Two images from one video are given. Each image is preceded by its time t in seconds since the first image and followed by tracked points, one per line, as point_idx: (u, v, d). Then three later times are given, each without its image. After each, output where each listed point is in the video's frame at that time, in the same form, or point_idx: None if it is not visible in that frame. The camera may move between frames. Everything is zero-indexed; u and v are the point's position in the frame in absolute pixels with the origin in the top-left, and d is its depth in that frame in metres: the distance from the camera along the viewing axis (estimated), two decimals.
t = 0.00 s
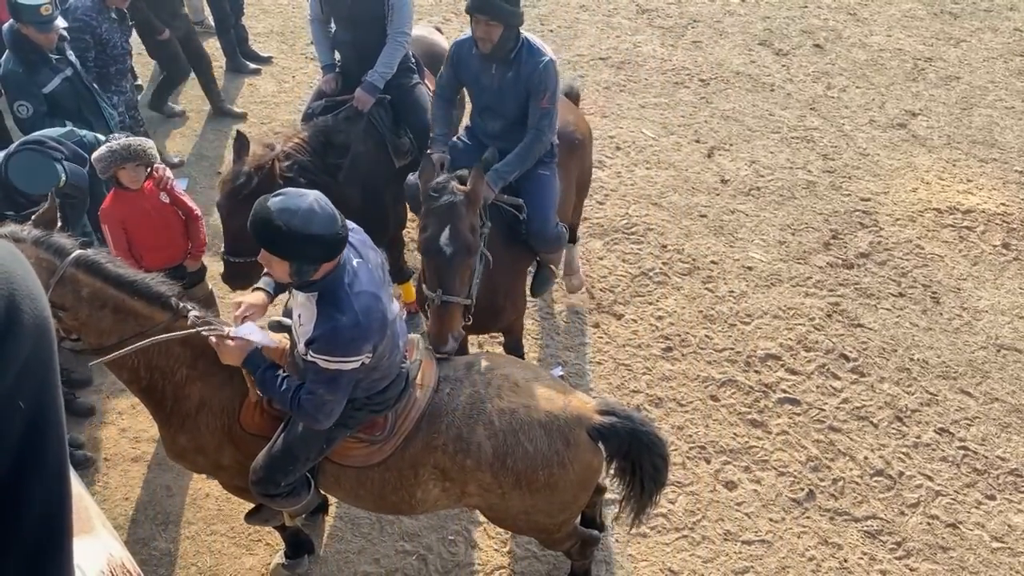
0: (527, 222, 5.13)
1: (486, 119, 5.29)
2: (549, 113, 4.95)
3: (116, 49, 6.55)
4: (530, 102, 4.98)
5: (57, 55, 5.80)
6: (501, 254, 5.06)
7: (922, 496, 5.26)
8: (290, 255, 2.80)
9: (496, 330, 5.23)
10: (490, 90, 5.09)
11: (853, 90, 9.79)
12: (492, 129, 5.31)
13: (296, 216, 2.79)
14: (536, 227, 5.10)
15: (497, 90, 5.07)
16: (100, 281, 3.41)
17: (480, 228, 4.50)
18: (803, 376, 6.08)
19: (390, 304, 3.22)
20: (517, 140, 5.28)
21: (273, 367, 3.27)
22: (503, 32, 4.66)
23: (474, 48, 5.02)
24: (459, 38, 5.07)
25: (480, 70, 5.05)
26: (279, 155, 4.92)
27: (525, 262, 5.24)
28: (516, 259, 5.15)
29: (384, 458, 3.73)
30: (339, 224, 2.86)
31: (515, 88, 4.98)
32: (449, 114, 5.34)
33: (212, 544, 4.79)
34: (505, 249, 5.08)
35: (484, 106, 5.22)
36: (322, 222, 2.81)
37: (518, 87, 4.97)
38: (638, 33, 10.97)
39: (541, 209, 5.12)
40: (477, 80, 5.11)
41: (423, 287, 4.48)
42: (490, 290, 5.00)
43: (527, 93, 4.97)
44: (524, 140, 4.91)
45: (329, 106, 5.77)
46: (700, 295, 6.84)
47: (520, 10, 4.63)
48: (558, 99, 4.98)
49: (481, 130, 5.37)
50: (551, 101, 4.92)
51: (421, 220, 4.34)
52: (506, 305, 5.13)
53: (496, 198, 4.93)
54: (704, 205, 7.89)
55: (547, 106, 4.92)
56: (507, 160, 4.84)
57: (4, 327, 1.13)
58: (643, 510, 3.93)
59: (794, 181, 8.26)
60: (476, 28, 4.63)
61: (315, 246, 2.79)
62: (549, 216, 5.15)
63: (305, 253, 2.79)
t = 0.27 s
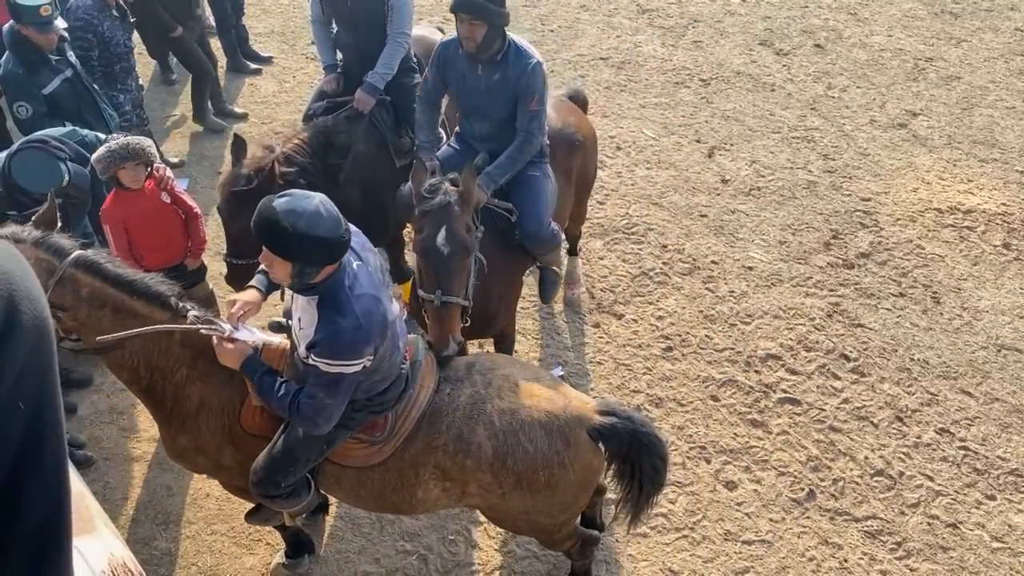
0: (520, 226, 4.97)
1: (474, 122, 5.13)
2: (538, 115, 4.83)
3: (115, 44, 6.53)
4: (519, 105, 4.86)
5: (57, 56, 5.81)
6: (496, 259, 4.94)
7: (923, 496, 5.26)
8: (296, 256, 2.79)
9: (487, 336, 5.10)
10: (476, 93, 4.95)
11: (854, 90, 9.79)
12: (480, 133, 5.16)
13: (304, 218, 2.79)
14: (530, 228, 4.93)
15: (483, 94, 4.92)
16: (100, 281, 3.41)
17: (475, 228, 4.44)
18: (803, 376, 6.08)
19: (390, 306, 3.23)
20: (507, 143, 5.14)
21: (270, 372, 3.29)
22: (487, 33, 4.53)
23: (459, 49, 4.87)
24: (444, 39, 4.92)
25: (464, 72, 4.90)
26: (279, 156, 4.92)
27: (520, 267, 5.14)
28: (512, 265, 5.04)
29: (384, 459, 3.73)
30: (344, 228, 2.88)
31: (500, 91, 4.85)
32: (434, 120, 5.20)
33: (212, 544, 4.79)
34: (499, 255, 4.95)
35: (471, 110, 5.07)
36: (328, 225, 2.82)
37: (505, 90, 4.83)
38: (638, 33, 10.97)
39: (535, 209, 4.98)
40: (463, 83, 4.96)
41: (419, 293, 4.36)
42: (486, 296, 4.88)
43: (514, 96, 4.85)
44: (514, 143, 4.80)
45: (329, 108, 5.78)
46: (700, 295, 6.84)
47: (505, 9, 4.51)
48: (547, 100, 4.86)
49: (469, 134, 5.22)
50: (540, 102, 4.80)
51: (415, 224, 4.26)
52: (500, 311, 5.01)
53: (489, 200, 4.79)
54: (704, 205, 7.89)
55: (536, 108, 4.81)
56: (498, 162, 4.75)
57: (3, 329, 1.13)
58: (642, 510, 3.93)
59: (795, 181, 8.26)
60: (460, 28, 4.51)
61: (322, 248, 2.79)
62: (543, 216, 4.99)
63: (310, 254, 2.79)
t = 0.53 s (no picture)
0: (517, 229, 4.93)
1: (468, 127, 5.08)
2: (530, 119, 4.78)
3: (115, 44, 6.53)
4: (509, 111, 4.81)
5: (56, 56, 5.82)
6: (494, 264, 4.88)
7: (923, 496, 5.26)
8: (295, 258, 2.78)
9: (485, 345, 5.01)
10: (465, 98, 4.90)
11: (854, 90, 9.79)
12: (473, 139, 5.12)
13: (303, 219, 2.79)
14: (526, 230, 4.87)
15: (472, 99, 4.87)
16: (100, 281, 3.41)
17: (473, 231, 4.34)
18: (803, 376, 6.08)
19: (389, 308, 3.23)
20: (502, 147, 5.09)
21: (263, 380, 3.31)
22: (468, 38, 4.43)
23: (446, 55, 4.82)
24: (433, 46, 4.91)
25: (453, 77, 4.86)
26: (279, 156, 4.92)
27: (518, 271, 5.10)
28: (509, 269, 5.00)
29: (383, 460, 3.73)
30: (344, 230, 2.88)
31: (489, 96, 4.79)
32: (429, 127, 5.20)
33: (212, 543, 4.80)
34: (496, 259, 4.91)
35: (463, 117, 5.03)
36: (327, 227, 2.81)
37: (494, 96, 4.78)
38: (639, 33, 10.97)
39: (531, 212, 4.90)
40: (454, 89, 4.93)
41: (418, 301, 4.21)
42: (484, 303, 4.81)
43: (504, 100, 4.79)
44: (506, 150, 4.76)
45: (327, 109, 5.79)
46: (700, 295, 6.84)
47: (485, 13, 4.41)
48: (537, 104, 4.80)
49: (463, 140, 5.19)
50: (529, 107, 4.74)
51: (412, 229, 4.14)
52: (500, 317, 4.95)
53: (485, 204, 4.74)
54: (704, 205, 7.89)
55: (527, 112, 4.75)
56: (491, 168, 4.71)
57: None
58: (641, 512, 3.93)
59: (795, 181, 8.26)
60: (442, 34, 4.42)
61: (321, 250, 2.79)
62: (540, 217, 4.92)
63: (309, 256, 2.78)
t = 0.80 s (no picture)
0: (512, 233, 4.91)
1: (463, 131, 5.06)
2: (523, 121, 4.76)
3: (116, 44, 6.53)
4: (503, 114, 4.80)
5: (56, 56, 5.83)
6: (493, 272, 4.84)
7: (923, 496, 5.26)
8: (297, 259, 2.78)
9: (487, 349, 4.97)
10: (459, 101, 4.90)
11: (855, 91, 9.78)
12: (467, 142, 5.10)
13: (303, 221, 2.79)
14: (521, 234, 4.87)
15: (465, 101, 4.87)
16: (99, 280, 3.41)
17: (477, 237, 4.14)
18: (804, 377, 6.08)
19: (390, 310, 3.23)
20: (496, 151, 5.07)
21: (264, 377, 3.31)
22: (459, 43, 4.44)
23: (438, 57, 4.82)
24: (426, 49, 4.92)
25: (447, 80, 4.86)
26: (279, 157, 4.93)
27: (518, 277, 5.07)
28: (509, 277, 4.95)
29: (381, 460, 3.73)
30: (345, 232, 2.88)
31: (482, 98, 4.79)
32: (424, 131, 5.19)
33: (212, 544, 4.80)
34: (495, 267, 4.86)
35: (456, 120, 5.03)
36: (328, 228, 2.81)
37: (487, 99, 4.78)
38: (639, 34, 10.97)
39: (526, 216, 4.89)
40: (446, 92, 4.93)
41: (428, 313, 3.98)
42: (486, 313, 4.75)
43: (497, 103, 4.78)
44: (500, 153, 4.76)
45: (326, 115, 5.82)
46: (701, 295, 6.84)
47: (476, 20, 4.42)
48: (531, 106, 4.79)
49: (457, 145, 5.18)
50: (523, 109, 4.73)
51: (417, 240, 3.92)
52: (501, 326, 4.89)
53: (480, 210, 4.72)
54: (705, 205, 7.89)
55: (520, 114, 4.73)
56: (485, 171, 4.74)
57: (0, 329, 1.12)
58: (640, 514, 3.93)
59: (796, 182, 8.26)
60: (432, 39, 4.45)
61: (323, 251, 2.79)
62: (534, 222, 4.91)
63: (311, 257, 2.78)
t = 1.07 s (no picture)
0: (516, 235, 4.88)
1: (459, 137, 5.05)
2: (520, 125, 4.74)
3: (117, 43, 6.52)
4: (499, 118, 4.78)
5: (56, 56, 5.83)
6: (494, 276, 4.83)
7: (924, 496, 5.25)
8: (277, 267, 2.78)
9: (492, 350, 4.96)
10: (454, 106, 4.88)
11: (855, 90, 9.78)
12: (464, 147, 5.08)
13: (279, 228, 2.77)
14: (526, 235, 4.85)
15: (461, 107, 4.85)
16: (101, 278, 3.42)
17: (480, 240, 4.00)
18: (805, 377, 6.08)
19: (391, 311, 3.23)
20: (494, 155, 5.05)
21: (266, 377, 3.31)
22: (454, 49, 4.42)
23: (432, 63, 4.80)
24: (419, 55, 4.91)
25: (441, 86, 4.84)
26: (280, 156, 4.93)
27: (520, 280, 5.06)
28: (509, 280, 4.95)
29: (382, 461, 3.73)
30: (327, 234, 2.81)
31: (477, 103, 4.77)
32: (420, 137, 5.19)
33: (213, 543, 4.79)
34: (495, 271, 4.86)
35: (451, 125, 5.02)
36: (305, 233, 2.77)
37: (483, 104, 4.76)
38: (640, 33, 10.96)
39: (529, 217, 4.88)
40: (441, 98, 4.92)
41: (440, 320, 3.87)
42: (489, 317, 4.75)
43: (494, 108, 4.76)
44: (499, 157, 4.75)
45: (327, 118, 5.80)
46: (701, 295, 6.84)
47: (471, 25, 4.40)
48: (527, 109, 4.77)
49: (454, 150, 5.17)
50: (519, 112, 4.71)
51: (420, 246, 3.80)
52: (502, 329, 4.88)
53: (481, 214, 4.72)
54: (706, 205, 7.88)
55: (516, 118, 4.72)
56: (484, 176, 4.72)
57: None
58: (641, 513, 3.94)
59: (797, 181, 8.25)
60: (426, 47, 4.44)
61: (299, 257, 2.76)
62: (538, 223, 4.90)
63: (290, 263, 2.77)
